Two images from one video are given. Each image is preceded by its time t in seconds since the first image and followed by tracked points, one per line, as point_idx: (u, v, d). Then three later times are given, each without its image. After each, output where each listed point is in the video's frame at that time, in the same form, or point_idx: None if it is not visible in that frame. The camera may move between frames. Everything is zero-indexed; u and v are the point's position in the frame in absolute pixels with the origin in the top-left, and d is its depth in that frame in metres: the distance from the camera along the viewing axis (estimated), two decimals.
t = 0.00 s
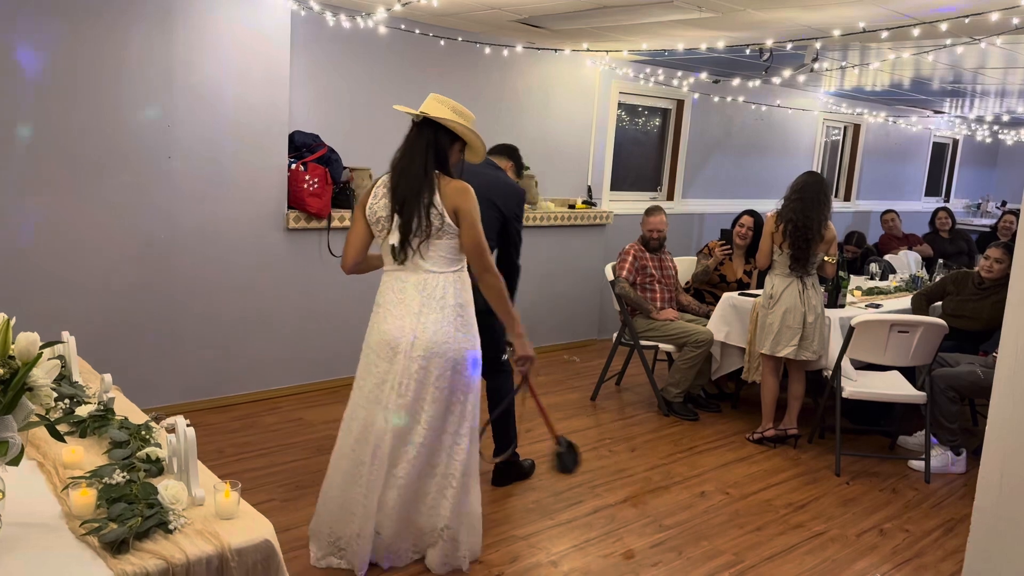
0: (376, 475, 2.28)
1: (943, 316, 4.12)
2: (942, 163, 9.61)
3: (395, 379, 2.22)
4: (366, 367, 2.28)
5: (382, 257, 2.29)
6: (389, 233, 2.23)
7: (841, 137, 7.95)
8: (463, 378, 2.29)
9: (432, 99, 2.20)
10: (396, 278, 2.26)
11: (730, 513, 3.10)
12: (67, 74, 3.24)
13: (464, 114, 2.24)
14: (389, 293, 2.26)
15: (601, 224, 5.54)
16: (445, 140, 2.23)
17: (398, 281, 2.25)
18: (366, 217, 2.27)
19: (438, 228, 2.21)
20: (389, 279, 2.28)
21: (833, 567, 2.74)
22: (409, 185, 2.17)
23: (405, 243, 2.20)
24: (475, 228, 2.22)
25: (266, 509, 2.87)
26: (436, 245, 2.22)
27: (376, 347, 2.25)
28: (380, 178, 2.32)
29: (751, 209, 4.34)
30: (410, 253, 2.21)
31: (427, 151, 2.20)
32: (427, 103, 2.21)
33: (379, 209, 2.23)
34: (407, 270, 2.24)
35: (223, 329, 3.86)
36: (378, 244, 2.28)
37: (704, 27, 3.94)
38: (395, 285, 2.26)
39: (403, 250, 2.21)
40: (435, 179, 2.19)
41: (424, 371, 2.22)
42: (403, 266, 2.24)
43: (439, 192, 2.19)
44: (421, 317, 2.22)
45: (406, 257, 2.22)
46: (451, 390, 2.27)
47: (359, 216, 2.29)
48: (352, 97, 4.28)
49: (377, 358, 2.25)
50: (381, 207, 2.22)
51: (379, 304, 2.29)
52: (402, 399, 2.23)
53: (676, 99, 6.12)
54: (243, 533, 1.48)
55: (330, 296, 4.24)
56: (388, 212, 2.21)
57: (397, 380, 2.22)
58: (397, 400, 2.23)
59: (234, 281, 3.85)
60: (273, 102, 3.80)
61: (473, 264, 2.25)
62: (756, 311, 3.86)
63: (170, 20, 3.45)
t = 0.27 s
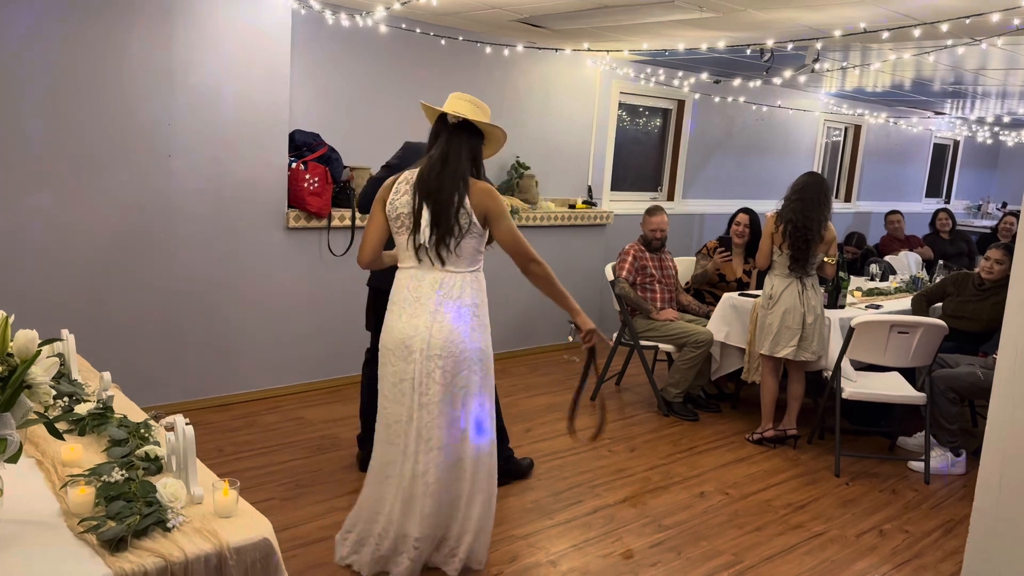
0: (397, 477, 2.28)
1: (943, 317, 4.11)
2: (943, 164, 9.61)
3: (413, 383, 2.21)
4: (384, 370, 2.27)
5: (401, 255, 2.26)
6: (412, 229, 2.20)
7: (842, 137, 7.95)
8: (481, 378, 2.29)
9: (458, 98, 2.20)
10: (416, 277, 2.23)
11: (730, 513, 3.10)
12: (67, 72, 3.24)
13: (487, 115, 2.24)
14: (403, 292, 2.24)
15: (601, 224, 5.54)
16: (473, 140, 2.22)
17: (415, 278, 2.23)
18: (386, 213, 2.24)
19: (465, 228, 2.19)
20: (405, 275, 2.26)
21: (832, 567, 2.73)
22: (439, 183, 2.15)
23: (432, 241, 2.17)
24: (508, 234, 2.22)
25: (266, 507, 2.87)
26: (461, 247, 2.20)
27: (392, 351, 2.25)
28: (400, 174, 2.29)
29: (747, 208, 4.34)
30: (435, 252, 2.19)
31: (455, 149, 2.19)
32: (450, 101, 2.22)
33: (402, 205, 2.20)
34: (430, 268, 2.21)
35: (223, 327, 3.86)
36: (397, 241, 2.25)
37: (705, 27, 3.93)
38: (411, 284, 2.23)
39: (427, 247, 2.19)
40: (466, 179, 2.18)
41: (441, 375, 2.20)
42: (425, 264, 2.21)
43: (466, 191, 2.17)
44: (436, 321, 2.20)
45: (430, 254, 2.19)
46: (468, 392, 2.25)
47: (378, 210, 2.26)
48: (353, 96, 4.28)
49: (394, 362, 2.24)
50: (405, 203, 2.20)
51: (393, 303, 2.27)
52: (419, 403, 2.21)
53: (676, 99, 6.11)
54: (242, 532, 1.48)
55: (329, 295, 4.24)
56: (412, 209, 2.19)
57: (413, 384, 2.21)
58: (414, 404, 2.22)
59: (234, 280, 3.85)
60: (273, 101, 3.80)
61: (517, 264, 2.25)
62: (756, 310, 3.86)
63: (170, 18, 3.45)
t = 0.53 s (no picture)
0: (404, 481, 2.27)
1: (943, 319, 4.12)
2: (943, 166, 9.61)
3: (418, 387, 2.20)
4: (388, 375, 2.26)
5: (405, 257, 2.24)
6: (423, 233, 2.19)
7: (842, 140, 7.96)
8: (488, 380, 2.28)
9: (470, 104, 2.21)
10: (421, 279, 2.21)
11: (729, 514, 3.11)
12: (68, 70, 3.24)
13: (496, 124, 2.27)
14: (407, 294, 2.22)
15: (601, 225, 5.54)
16: (485, 148, 2.24)
17: (421, 282, 2.21)
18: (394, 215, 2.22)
19: (477, 235, 2.21)
20: (408, 279, 2.24)
21: (832, 568, 2.74)
22: (457, 189, 2.16)
23: (446, 246, 2.18)
24: (518, 242, 2.28)
25: (266, 507, 2.87)
26: (474, 254, 2.22)
27: (396, 356, 2.23)
28: (406, 176, 2.27)
29: (739, 208, 4.38)
30: (446, 257, 2.19)
31: (468, 156, 2.20)
32: (460, 106, 2.23)
33: (412, 209, 2.18)
34: (438, 273, 2.21)
35: (224, 327, 3.86)
36: (404, 243, 2.23)
37: (706, 29, 3.94)
38: (415, 287, 2.22)
39: (438, 252, 2.19)
40: (481, 187, 2.20)
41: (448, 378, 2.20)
42: (433, 267, 2.20)
43: (480, 198, 2.19)
44: (440, 325, 2.18)
45: (440, 259, 2.20)
46: (473, 394, 2.24)
47: (385, 214, 2.24)
48: (354, 96, 4.29)
49: (398, 367, 2.23)
50: (416, 206, 2.18)
51: (398, 307, 2.24)
52: (426, 407, 2.19)
53: (677, 101, 6.12)
54: (243, 531, 1.48)
55: (330, 295, 4.24)
56: (423, 213, 2.18)
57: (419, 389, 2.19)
58: (421, 408, 2.20)
59: (235, 279, 3.85)
60: (275, 101, 3.81)
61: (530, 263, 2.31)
62: (756, 318, 3.86)
63: (171, 17, 3.45)
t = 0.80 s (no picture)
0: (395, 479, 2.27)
1: (943, 323, 4.12)
2: (944, 170, 9.62)
3: (402, 387, 2.19)
4: (370, 375, 2.25)
5: (390, 252, 2.24)
6: (408, 228, 2.19)
7: (843, 143, 7.97)
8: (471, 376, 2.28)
9: (456, 102, 2.23)
10: (405, 275, 2.20)
11: (729, 517, 3.11)
12: (71, 71, 3.25)
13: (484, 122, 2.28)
14: (392, 291, 2.21)
15: (602, 228, 5.55)
16: (472, 145, 2.25)
17: (404, 278, 2.20)
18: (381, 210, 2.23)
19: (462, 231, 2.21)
20: (392, 273, 2.23)
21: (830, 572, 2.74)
22: (443, 185, 2.17)
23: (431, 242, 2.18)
24: (502, 241, 2.27)
25: (266, 507, 2.87)
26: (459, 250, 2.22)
27: (379, 356, 2.21)
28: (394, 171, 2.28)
29: (728, 208, 4.38)
30: (431, 253, 2.19)
31: (455, 152, 2.21)
32: (449, 104, 2.24)
33: (398, 204, 2.19)
34: (422, 268, 2.20)
35: (224, 327, 3.87)
36: (389, 238, 2.23)
37: (707, 33, 3.94)
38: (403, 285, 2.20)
39: (423, 247, 2.19)
40: (468, 184, 2.21)
41: (431, 376, 2.19)
42: (417, 263, 2.20)
43: (467, 194, 2.20)
44: (422, 323, 2.18)
45: (424, 254, 2.19)
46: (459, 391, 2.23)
47: (372, 208, 2.25)
48: (355, 98, 4.29)
49: (380, 367, 2.22)
50: (402, 201, 2.19)
51: (381, 305, 2.23)
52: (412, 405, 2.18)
53: (678, 104, 6.12)
54: (244, 531, 1.48)
55: (331, 297, 4.25)
56: (409, 208, 2.18)
57: (403, 388, 2.18)
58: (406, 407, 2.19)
59: (236, 280, 3.86)
60: (276, 103, 3.81)
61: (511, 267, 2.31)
62: (756, 319, 3.82)
63: (173, 19, 3.46)
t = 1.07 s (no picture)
0: (375, 481, 2.28)
1: (942, 329, 4.13)
2: (943, 176, 9.64)
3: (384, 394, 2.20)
4: (348, 380, 2.24)
5: (373, 261, 2.24)
6: (393, 238, 2.20)
7: (842, 149, 7.99)
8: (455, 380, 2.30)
9: (440, 113, 2.24)
10: (388, 284, 2.21)
11: (727, 523, 3.11)
12: (73, 75, 3.26)
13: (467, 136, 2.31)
14: (378, 299, 2.21)
15: (601, 233, 5.56)
16: (456, 158, 2.28)
17: (388, 287, 2.21)
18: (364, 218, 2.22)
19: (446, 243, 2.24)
20: (375, 282, 2.23)
21: None
22: (429, 197, 2.19)
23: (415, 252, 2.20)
24: (475, 256, 2.36)
25: (265, 511, 2.88)
26: (442, 262, 2.24)
27: (363, 361, 2.21)
28: (376, 180, 2.28)
29: (722, 212, 4.39)
30: (414, 263, 2.21)
31: (440, 165, 2.23)
32: (433, 115, 2.25)
33: (384, 213, 2.19)
34: (405, 278, 2.21)
35: (223, 331, 3.87)
36: (372, 247, 2.23)
37: (707, 39, 3.96)
38: (389, 293, 2.21)
39: (406, 258, 2.20)
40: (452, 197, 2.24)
41: (415, 385, 2.20)
42: (400, 273, 2.21)
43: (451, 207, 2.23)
44: (408, 331, 2.19)
45: (407, 263, 2.21)
46: (442, 395, 2.25)
47: (354, 215, 2.23)
48: (356, 103, 4.31)
49: (361, 373, 2.22)
50: (388, 211, 2.19)
51: (364, 311, 2.22)
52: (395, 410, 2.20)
53: (678, 110, 6.14)
54: (243, 536, 1.49)
55: (330, 301, 4.26)
56: (395, 218, 2.19)
57: (388, 394, 2.19)
58: (390, 412, 2.20)
59: (236, 284, 3.86)
60: (277, 107, 3.82)
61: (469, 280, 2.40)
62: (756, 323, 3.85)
63: (176, 23, 3.48)
